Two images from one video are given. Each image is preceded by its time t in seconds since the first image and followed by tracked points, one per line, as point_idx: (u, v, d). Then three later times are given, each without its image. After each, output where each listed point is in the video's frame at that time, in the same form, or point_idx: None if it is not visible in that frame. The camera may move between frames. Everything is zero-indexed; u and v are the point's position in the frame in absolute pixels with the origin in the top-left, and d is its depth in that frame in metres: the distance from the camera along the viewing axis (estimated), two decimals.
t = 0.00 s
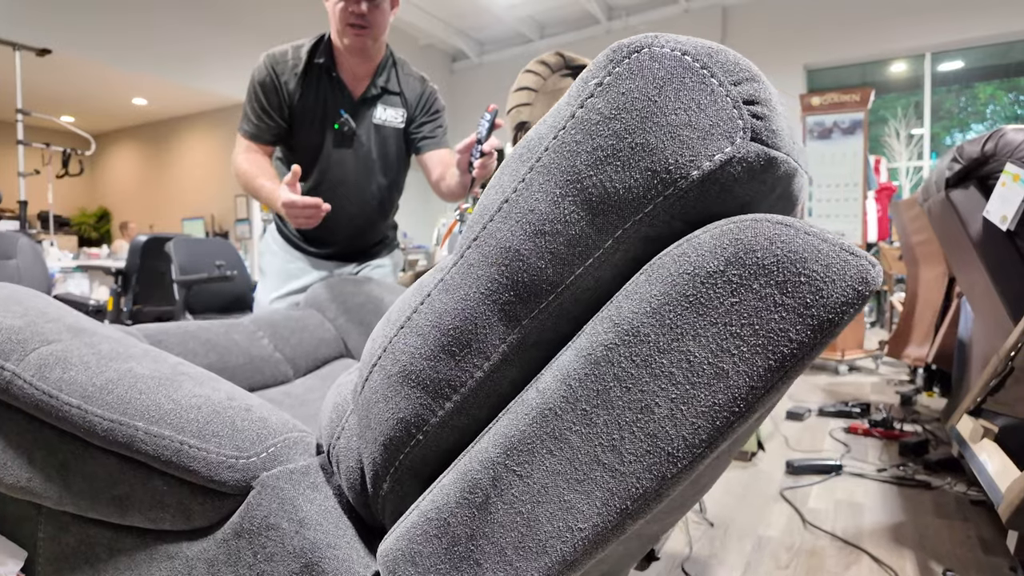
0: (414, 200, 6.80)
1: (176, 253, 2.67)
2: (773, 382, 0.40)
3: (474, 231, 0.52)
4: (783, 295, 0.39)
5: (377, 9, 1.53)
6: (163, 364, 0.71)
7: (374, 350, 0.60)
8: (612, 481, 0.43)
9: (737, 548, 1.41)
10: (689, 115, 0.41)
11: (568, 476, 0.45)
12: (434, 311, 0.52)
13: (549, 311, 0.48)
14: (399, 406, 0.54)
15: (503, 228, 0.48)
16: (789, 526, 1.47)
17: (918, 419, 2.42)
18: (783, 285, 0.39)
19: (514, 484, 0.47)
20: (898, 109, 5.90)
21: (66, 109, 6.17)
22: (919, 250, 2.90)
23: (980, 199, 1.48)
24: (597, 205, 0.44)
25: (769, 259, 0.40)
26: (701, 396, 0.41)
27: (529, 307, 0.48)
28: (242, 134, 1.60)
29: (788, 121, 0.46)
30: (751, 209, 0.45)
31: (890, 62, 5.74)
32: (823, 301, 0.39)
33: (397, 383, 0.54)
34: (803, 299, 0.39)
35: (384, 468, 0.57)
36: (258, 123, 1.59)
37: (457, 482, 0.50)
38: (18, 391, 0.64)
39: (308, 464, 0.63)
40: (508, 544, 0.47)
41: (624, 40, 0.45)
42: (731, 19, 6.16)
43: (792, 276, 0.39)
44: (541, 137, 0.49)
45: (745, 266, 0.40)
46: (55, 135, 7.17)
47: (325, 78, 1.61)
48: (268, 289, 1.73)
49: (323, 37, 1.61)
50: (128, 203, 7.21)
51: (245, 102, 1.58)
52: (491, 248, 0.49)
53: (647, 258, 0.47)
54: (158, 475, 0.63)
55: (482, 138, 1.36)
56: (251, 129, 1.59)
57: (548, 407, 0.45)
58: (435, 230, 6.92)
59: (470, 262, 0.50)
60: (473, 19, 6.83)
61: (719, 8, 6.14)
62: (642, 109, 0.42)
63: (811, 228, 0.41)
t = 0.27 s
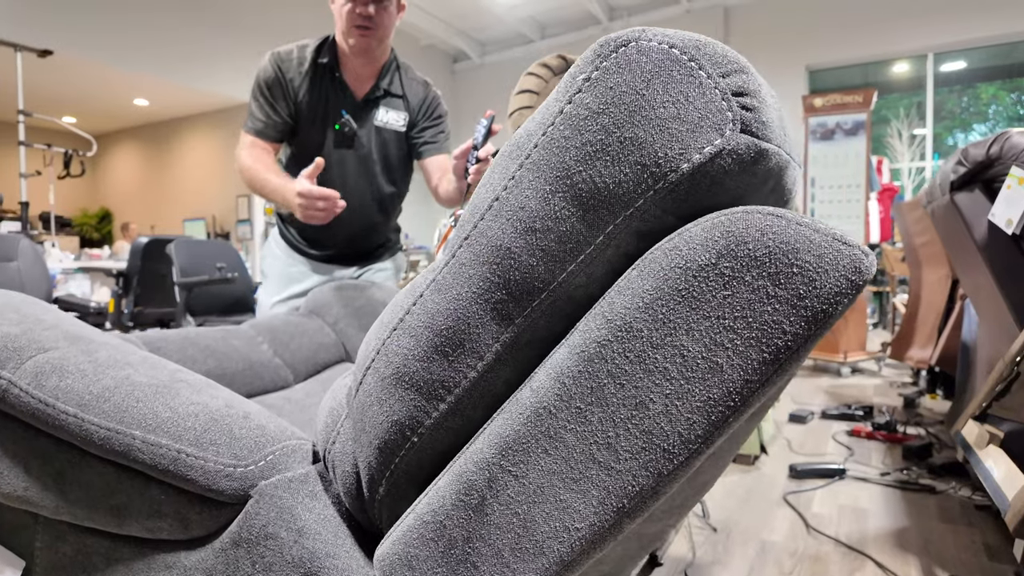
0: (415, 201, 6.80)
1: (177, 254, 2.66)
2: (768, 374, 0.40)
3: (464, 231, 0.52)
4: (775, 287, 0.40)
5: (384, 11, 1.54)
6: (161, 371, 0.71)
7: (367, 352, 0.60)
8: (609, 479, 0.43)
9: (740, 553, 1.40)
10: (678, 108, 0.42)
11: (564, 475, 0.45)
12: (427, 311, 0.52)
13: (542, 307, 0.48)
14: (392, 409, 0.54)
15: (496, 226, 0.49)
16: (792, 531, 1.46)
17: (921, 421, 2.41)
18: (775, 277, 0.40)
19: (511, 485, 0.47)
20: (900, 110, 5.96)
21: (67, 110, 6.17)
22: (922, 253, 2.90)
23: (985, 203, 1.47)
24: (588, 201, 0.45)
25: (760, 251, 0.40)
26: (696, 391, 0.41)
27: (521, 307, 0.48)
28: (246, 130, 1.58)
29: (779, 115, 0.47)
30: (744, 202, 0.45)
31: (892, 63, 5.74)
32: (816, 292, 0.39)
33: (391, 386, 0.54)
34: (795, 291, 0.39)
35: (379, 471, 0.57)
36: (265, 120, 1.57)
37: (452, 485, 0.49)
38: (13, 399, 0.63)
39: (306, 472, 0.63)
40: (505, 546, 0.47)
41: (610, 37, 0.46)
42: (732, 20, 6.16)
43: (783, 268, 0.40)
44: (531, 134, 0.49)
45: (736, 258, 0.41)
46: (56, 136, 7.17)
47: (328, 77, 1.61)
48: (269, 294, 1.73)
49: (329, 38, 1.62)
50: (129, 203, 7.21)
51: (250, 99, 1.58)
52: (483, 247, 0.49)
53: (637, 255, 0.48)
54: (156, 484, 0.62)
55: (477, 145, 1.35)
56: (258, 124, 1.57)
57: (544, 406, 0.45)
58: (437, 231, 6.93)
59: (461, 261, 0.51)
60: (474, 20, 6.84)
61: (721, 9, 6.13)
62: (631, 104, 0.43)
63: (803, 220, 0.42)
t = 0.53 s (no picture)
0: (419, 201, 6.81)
1: (180, 256, 2.66)
2: (766, 366, 0.40)
3: (461, 229, 0.52)
4: (771, 279, 0.40)
5: (392, 13, 1.54)
6: (163, 377, 0.70)
7: (365, 354, 0.60)
8: (609, 475, 0.43)
9: (746, 559, 1.39)
10: (671, 102, 0.42)
11: (564, 472, 0.44)
12: (426, 310, 0.52)
13: (540, 304, 0.48)
14: (392, 411, 0.54)
15: (492, 224, 0.49)
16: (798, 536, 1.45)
17: (927, 425, 2.40)
18: (771, 268, 0.40)
19: (511, 483, 0.46)
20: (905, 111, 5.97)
21: (70, 111, 6.18)
22: (928, 254, 2.89)
23: (993, 205, 1.46)
24: (583, 196, 0.45)
25: (755, 242, 0.40)
26: (694, 384, 0.41)
27: (519, 304, 0.48)
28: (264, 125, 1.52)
29: (770, 109, 0.47)
30: (739, 195, 0.46)
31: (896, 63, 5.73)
32: (812, 282, 0.39)
33: (390, 387, 0.54)
34: (791, 281, 0.39)
35: (380, 472, 0.56)
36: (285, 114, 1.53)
37: (452, 485, 0.49)
38: (15, 406, 0.62)
39: (311, 478, 0.63)
40: (507, 545, 0.46)
41: (600, 33, 0.46)
42: (736, 21, 6.15)
43: (779, 258, 0.40)
44: (525, 131, 0.50)
45: (733, 250, 0.41)
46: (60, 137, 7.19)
47: (339, 79, 1.62)
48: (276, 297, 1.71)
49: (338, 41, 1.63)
50: (132, 204, 7.22)
51: (265, 95, 1.54)
52: (479, 245, 0.49)
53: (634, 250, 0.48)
54: (160, 491, 0.62)
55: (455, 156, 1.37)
56: (279, 118, 1.52)
57: (542, 403, 0.45)
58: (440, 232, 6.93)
59: (458, 260, 0.51)
60: (477, 21, 6.84)
61: (725, 9, 6.10)
62: (624, 98, 0.43)
63: (796, 211, 0.42)
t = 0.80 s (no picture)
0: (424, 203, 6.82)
1: (188, 257, 2.67)
2: (768, 355, 0.40)
3: (463, 227, 0.53)
4: (771, 267, 0.40)
5: (408, 12, 1.52)
6: (175, 381, 0.70)
7: (371, 353, 0.61)
8: (613, 467, 0.43)
9: (754, 563, 1.38)
10: (668, 95, 0.43)
11: (569, 466, 0.44)
12: (430, 308, 0.53)
13: (543, 299, 0.48)
14: (398, 408, 0.54)
15: (493, 221, 0.49)
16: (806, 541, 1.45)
17: (936, 428, 2.38)
18: (771, 257, 0.40)
19: (516, 478, 0.46)
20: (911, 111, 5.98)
21: (79, 113, 6.21)
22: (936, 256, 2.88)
23: (1005, 208, 1.44)
24: (583, 190, 0.46)
25: (754, 231, 0.40)
26: (696, 374, 0.41)
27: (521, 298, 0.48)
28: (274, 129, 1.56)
29: (768, 102, 0.48)
30: (738, 187, 0.46)
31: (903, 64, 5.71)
32: (812, 270, 0.39)
33: (395, 385, 0.54)
34: (790, 269, 0.39)
35: (387, 471, 0.56)
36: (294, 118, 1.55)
37: (458, 481, 0.49)
38: (29, 410, 0.63)
39: (322, 482, 0.62)
40: (513, 541, 0.46)
41: (596, 31, 0.47)
42: (742, 22, 6.14)
43: (778, 247, 0.40)
44: (524, 129, 0.50)
45: (732, 240, 0.41)
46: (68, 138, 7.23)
47: (352, 82, 1.63)
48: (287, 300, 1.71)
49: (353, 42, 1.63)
50: (140, 205, 7.26)
51: (277, 99, 1.58)
52: (481, 242, 0.50)
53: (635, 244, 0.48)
54: (171, 495, 0.62)
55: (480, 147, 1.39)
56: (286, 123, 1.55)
57: (546, 397, 0.45)
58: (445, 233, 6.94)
59: (461, 257, 0.51)
60: (483, 22, 6.85)
61: (730, 10, 6.09)
62: (620, 92, 0.44)
63: (795, 200, 0.42)
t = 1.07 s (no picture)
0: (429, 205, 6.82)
1: (194, 262, 2.68)
2: (763, 366, 0.39)
3: (457, 242, 0.53)
4: (764, 278, 0.39)
5: (420, 25, 1.51)
6: (180, 398, 0.69)
7: (370, 367, 0.61)
8: (611, 481, 0.42)
9: (761, 573, 1.38)
10: (657, 107, 0.43)
11: (566, 479, 0.44)
12: (426, 323, 0.52)
13: (537, 313, 0.48)
14: (397, 424, 0.54)
15: (487, 235, 0.49)
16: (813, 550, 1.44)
17: (944, 433, 2.37)
18: (763, 267, 0.39)
19: (514, 493, 0.46)
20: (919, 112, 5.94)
21: (86, 116, 6.25)
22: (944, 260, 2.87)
23: (1015, 216, 1.42)
24: (575, 203, 0.45)
25: (746, 242, 0.40)
26: (691, 385, 0.40)
27: (516, 312, 0.48)
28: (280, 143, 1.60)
29: (758, 112, 0.48)
30: (729, 197, 0.47)
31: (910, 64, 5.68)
32: (804, 279, 0.38)
33: (393, 401, 0.54)
34: (783, 279, 0.39)
35: (386, 488, 0.56)
36: (299, 133, 1.58)
37: (457, 496, 0.48)
38: (35, 429, 0.63)
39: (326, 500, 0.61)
40: (513, 556, 0.45)
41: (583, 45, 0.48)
42: (748, 22, 6.12)
43: (770, 257, 0.39)
44: (515, 143, 0.50)
45: (723, 251, 0.40)
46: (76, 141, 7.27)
47: (361, 92, 1.62)
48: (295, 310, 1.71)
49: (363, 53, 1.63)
50: (146, 207, 7.29)
51: (283, 111, 1.60)
52: (475, 256, 0.50)
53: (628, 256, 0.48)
54: (176, 514, 0.62)
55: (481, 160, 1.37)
56: (292, 138, 1.58)
57: (542, 410, 0.45)
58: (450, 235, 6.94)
59: (455, 271, 0.51)
60: (488, 23, 6.85)
61: (736, 10, 6.08)
62: (609, 105, 0.44)
63: (787, 209, 0.41)
